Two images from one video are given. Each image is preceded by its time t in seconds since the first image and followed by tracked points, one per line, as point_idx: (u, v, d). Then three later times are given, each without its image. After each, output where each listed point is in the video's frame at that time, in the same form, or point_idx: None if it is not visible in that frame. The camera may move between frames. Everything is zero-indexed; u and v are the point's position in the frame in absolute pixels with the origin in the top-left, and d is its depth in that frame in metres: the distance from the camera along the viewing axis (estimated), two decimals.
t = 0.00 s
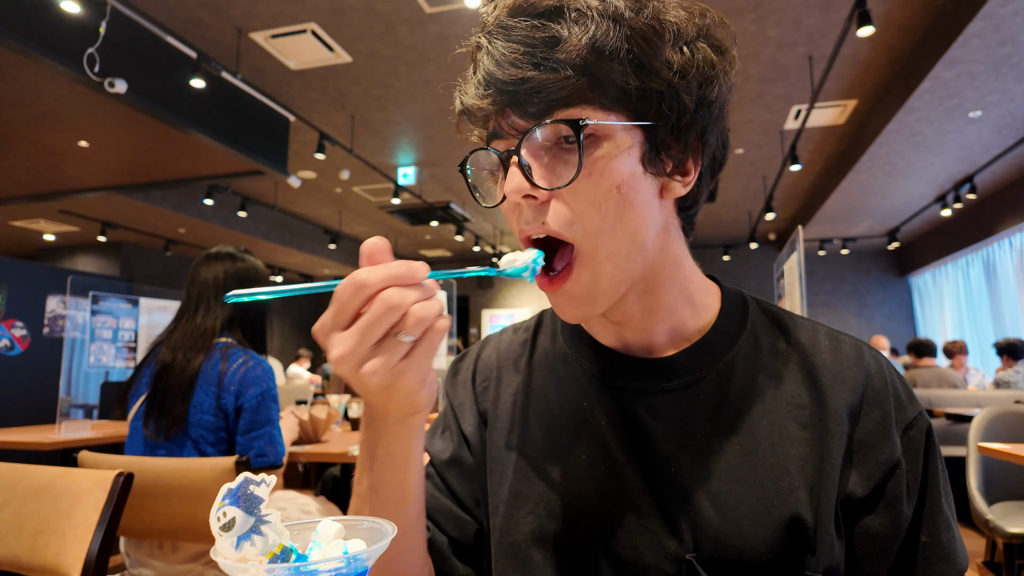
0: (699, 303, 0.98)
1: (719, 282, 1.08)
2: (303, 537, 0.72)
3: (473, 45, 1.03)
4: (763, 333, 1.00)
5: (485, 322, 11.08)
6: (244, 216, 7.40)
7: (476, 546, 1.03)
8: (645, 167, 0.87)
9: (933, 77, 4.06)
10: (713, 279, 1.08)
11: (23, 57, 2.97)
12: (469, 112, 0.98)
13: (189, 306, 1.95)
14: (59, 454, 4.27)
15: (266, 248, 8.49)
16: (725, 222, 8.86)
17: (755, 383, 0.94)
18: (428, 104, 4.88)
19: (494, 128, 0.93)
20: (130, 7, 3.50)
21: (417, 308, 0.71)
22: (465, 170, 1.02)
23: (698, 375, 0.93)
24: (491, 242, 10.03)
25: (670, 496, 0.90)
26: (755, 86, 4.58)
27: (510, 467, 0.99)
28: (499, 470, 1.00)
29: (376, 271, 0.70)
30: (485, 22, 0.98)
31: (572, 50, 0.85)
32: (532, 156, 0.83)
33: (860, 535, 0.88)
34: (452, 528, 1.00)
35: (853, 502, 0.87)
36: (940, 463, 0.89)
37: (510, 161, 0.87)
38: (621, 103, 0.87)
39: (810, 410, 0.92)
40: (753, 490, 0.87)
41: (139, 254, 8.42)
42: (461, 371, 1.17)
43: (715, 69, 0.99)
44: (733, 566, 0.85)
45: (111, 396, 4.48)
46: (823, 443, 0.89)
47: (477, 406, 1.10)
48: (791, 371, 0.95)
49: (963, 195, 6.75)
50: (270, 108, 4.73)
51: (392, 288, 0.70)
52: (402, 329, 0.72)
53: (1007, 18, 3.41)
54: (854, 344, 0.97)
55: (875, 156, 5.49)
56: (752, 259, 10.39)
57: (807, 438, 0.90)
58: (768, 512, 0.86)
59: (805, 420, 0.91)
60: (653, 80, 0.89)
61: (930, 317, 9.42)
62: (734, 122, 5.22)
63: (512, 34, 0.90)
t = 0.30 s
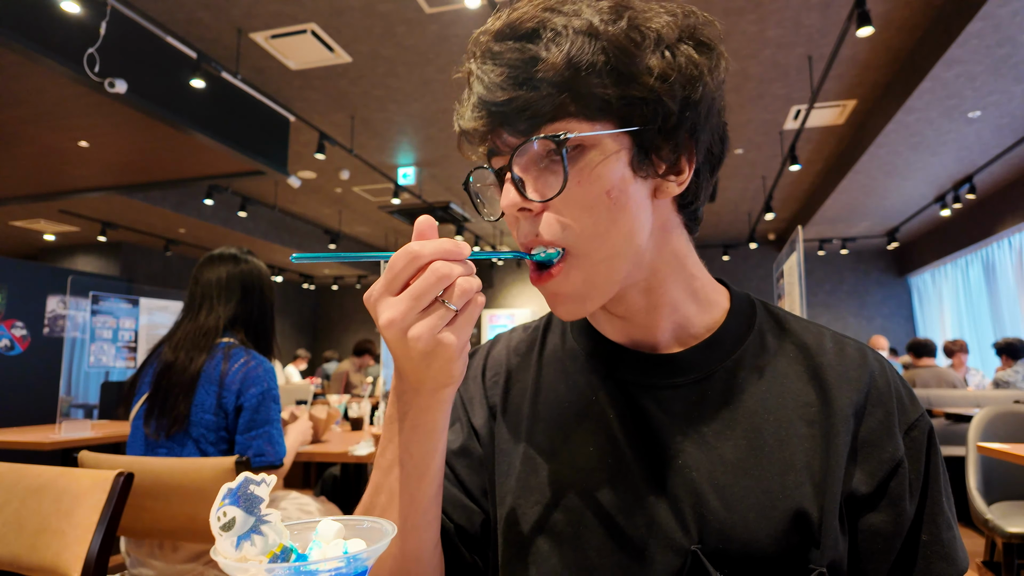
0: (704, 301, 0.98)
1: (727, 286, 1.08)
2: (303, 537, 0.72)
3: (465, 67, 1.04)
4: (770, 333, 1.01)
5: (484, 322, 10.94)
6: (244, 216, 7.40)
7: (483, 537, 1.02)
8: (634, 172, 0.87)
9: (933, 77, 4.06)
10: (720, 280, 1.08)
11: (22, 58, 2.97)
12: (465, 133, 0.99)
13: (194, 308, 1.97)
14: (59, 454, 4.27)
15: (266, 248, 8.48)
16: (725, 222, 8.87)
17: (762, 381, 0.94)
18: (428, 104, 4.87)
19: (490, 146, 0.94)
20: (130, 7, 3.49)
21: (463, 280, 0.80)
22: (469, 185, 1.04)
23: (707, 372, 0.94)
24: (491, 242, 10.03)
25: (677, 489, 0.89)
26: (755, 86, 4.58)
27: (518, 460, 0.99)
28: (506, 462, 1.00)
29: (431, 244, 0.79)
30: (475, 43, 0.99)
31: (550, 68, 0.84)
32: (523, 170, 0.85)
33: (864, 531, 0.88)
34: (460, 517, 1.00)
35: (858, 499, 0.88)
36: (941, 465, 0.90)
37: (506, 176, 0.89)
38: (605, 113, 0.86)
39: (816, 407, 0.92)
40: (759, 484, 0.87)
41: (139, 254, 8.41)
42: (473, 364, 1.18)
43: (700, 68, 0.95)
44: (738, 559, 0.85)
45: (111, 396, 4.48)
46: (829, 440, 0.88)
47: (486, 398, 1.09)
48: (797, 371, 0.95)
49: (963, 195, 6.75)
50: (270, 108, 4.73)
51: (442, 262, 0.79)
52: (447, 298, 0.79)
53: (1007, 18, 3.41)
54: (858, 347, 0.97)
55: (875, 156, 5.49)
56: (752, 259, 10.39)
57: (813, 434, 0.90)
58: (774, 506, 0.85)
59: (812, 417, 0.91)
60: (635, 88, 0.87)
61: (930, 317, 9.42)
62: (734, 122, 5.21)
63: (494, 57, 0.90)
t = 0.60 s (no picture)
0: (702, 302, 0.98)
1: (727, 288, 1.07)
2: (303, 537, 0.73)
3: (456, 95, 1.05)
4: (769, 332, 1.01)
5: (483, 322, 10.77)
6: (244, 216, 7.40)
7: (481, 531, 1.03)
8: (629, 182, 0.87)
9: (932, 77, 4.06)
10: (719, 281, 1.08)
11: (22, 57, 2.96)
12: (461, 158, 0.99)
13: (194, 308, 1.97)
14: (59, 454, 4.27)
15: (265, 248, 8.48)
16: (725, 222, 8.87)
17: (760, 378, 0.94)
18: (427, 104, 4.87)
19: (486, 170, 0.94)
20: (129, 7, 3.49)
21: (461, 274, 0.80)
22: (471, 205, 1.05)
23: (706, 369, 0.94)
24: (491, 243, 10.03)
25: (675, 484, 0.90)
26: (755, 86, 4.58)
27: (519, 456, 0.99)
28: (508, 458, 1.00)
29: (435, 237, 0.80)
30: (463, 72, 0.99)
31: (537, 94, 0.85)
32: (522, 192, 0.86)
33: (860, 526, 0.88)
34: (457, 509, 1.00)
35: (853, 494, 0.88)
36: (937, 463, 0.89)
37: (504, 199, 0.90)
38: (595, 131, 0.86)
39: (814, 403, 0.92)
40: (757, 479, 0.87)
41: (139, 254, 8.41)
42: (474, 362, 1.18)
43: (686, 73, 0.94)
44: (738, 553, 0.85)
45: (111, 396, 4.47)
46: (826, 435, 0.89)
47: (488, 397, 1.09)
48: (794, 368, 0.96)
49: (963, 195, 6.76)
50: (270, 108, 4.72)
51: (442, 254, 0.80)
52: (445, 288, 0.80)
53: (1006, 19, 3.41)
54: (855, 347, 0.97)
55: (874, 156, 5.49)
56: (752, 259, 10.38)
57: (811, 430, 0.90)
58: (771, 500, 0.86)
59: (809, 413, 0.91)
60: (622, 104, 0.87)
61: (929, 317, 9.42)
62: (734, 122, 5.21)
63: (481, 86, 0.90)
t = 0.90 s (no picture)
0: (699, 301, 0.98)
1: (722, 287, 1.07)
2: (303, 537, 0.72)
3: (452, 100, 1.03)
4: (765, 331, 1.00)
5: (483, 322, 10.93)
6: (244, 216, 7.40)
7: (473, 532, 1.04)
8: (631, 182, 0.88)
9: (932, 76, 4.06)
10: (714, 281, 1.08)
11: (22, 57, 2.97)
12: (459, 162, 0.98)
13: (197, 307, 1.98)
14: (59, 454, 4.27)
15: (265, 248, 8.48)
16: (725, 222, 8.87)
17: (756, 377, 0.94)
18: (427, 104, 4.87)
19: (486, 174, 0.94)
20: (130, 7, 3.49)
21: (420, 278, 0.78)
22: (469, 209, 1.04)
23: (702, 369, 0.94)
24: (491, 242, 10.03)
25: (671, 482, 0.90)
26: (755, 86, 4.58)
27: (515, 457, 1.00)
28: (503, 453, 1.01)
29: (399, 238, 0.80)
30: (460, 77, 0.98)
31: (541, 98, 0.84)
32: (525, 196, 0.85)
33: (856, 523, 0.88)
34: (446, 510, 1.03)
35: (849, 492, 0.88)
36: (933, 460, 0.89)
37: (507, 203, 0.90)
38: (597, 133, 0.86)
39: (810, 403, 0.91)
40: (753, 477, 0.87)
41: (139, 254, 8.41)
42: (470, 363, 1.18)
43: (681, 75, 0.94)
44: (735, 551, 0.85)
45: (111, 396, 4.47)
46: (822, 434, 0.88)
47: (483, 400, 1.09)
48: (791, 368, 0.95)
49: (962, 195, 6.76)
50: (270, 108, 4.73)
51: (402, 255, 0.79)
52: (402, 292, 0.79)
53: (1006, 19, 3.41)
54: (851, 346, 0.97)
55: (874, 156, 5.49)
56: (752, 259, 10.39)
57: (807, 428, 0.90)
58: (768, 498, 0.86)
59: (805, 413, 0.91)
60: (622, 106, 0.87)
61: (929, 316, 9.42)
62: (734, 122, 5.22)
63: (480, 92, 0.90)
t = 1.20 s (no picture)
0: (698, 300, 0.99)
1: (718, 286, 1.07)
2: (302, 537, 0.72)
3: (466, 77, 1.03)
4: (761, 331, 1.00)
5: (483, 322, 10.92)
6: (244, 216, 7.40)
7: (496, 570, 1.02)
8: (645, 172, 0.89)
9: (932, 76, 4.06)
10: (712, 281, 1.08)
11: (22, 57, 2.97)
12: (470, 140, 0.97)
13: (198, 308, 1.98)
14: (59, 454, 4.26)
15: (265, 248, 8.48)
16: (725, 222, 8.87)
17: (753, 379, 0.94)
18: (427, 103, 4.87)
19: (498, 154, 0.93)
20: (130, 7, 3.49)
21: (283, 432, 0.73)
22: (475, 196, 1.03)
23: (699, 369, 0.94)
24: (491, 242, 10.04)
25: (671, 484, 0.90)
26: (755, 86, 4.58)
27: (516, 472, 0.99)
28: (508, 477, 1.01)
29: (239, 402, 0.72)
30: (479, 53, 0.98)
31: (569, 76, 0.86)
32: (541, 178, 0.86)
33: (854, 523, 0.88)
34: (472, 554, 1.01)
35: (848, 492, 0.88)
36: (929, 458, 0.89)
37: (518, 185, 0.89)
38: (618, 118, 0.88)
39: (808, 403, 0.91)
40: (751, 478, 0.87)
41: (138, 254, 8.40)
42: (464, 385, 1.18)
43: (698, 73, 0.97)
44: (736, 552, 0.85)
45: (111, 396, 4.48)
46: (820, 434, 0.88)
47: (481, 420, 1.09)
48: (788, 367, 0.95)
49: (962, 195, 6.76)
50: (270, 108, 4.73)
51: (258, 416, 0.73)
52: (274, 454, 0.73)
53: (1006, 19, 3.41)
54: (847, 344, 0.97)
55: (874, 156, 5.49)
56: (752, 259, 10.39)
57: (805, 428, 0.90)
58: (767, 499, 0.86)
59: (803, 412, 0.91)
60: (645, 93, 0.89)
61: (929, 317, 9.42)
62: (734, 122, 5.22)
63: (505, 67, 0.90)
